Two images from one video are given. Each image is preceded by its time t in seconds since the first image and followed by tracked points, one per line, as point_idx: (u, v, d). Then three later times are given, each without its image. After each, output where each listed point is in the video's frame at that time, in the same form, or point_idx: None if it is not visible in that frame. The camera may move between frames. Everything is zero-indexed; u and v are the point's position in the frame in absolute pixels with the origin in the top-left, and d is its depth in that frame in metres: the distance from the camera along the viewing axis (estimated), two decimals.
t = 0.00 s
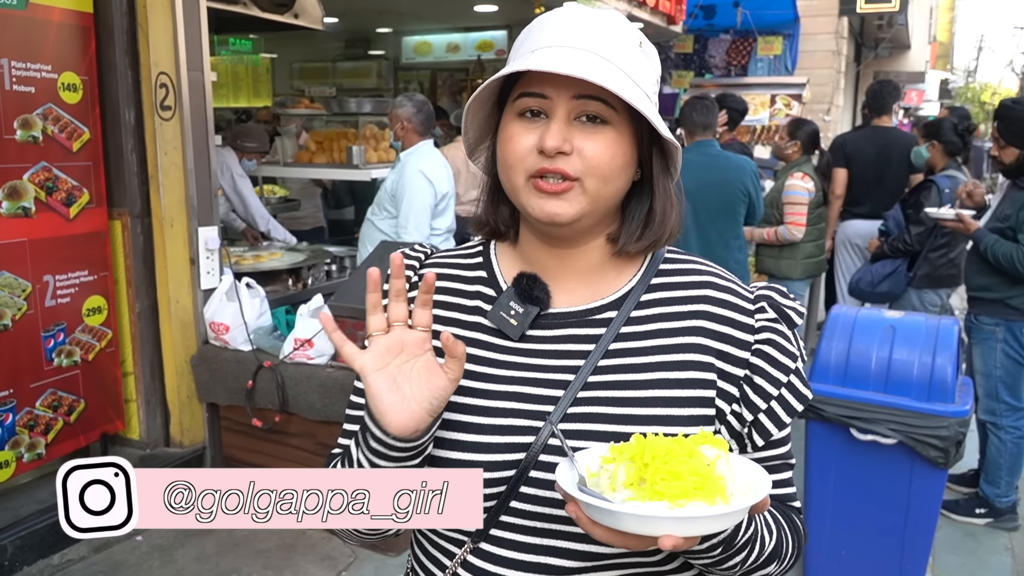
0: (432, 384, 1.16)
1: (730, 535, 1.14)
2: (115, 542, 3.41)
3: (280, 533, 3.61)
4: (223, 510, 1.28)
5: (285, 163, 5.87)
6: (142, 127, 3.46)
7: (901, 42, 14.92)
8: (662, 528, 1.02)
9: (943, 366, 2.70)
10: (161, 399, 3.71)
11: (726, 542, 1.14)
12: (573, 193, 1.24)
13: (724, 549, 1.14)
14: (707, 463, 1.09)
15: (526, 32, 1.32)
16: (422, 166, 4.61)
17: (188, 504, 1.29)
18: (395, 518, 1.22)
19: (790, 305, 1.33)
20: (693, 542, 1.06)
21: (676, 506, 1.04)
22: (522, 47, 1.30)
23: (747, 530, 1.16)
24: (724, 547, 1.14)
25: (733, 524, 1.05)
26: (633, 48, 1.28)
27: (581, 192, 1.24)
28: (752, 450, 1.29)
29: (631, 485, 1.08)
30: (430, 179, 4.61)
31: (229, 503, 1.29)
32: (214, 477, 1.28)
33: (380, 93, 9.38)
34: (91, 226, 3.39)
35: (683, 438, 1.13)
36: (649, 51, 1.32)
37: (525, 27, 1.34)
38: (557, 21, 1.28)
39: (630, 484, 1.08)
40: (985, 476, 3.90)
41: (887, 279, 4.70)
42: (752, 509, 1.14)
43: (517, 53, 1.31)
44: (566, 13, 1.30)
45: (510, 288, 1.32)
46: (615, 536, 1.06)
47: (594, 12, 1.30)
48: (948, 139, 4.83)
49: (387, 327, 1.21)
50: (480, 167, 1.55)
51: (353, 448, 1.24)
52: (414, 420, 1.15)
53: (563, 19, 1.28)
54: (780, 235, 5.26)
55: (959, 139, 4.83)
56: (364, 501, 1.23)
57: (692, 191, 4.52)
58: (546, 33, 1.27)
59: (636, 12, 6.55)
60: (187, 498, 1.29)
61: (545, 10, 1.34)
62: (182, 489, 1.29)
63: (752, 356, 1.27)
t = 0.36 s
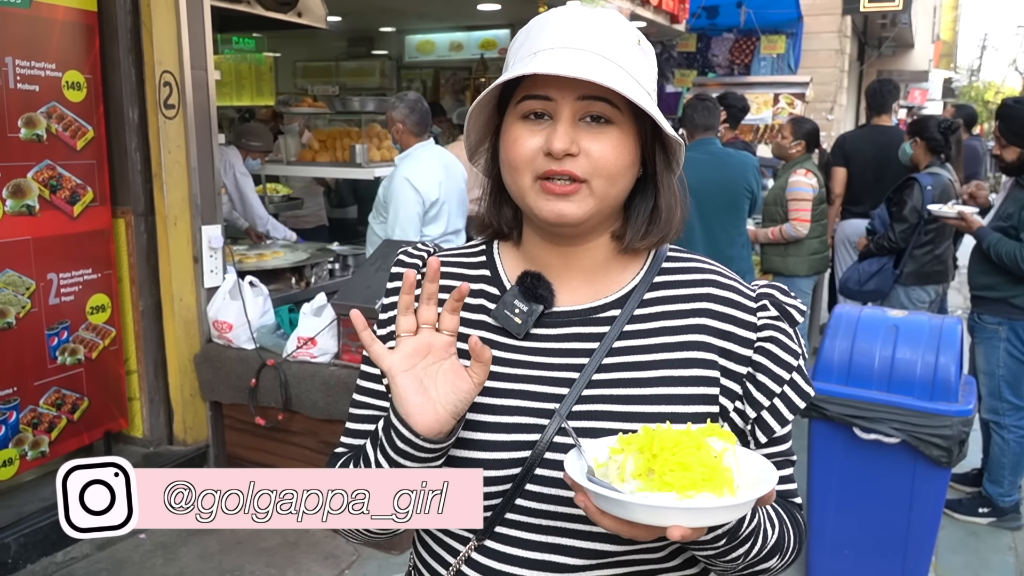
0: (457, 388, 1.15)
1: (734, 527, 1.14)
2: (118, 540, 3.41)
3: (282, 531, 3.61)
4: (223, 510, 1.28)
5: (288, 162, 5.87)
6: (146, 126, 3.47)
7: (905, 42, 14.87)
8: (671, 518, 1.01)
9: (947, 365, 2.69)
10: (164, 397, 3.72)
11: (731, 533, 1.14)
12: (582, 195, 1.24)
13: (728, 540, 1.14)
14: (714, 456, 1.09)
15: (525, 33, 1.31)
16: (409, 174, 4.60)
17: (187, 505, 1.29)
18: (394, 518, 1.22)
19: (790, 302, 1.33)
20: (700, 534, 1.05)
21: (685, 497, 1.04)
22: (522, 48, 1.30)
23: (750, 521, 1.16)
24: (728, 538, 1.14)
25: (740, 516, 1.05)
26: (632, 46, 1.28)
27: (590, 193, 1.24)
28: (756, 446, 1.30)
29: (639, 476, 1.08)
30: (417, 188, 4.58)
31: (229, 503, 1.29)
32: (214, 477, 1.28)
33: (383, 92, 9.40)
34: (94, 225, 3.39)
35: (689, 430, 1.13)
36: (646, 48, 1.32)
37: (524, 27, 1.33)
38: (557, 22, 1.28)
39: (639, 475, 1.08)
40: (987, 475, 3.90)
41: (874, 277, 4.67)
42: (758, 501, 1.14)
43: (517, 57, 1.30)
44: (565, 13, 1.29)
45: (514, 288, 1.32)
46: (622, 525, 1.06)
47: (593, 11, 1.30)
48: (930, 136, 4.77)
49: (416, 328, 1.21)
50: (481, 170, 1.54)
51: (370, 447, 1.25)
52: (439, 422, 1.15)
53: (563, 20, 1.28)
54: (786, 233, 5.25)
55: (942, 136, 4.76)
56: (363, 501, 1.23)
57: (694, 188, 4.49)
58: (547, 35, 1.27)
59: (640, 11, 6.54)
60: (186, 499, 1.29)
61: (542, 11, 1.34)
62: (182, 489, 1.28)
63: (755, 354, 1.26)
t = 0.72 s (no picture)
0: (483, 382, 1.10)
1: (742, 517, 1.14)
2: (120, 540, 3.40)
3: (284, 531, 3.61)
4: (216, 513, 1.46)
5: (289, 161, 5.85)
6: (147, 126, 3.46)
7: (907, 41, 14.84)
8: (683, 508, 1.01)
9: (948, 364, 2.68)
10: (166, 398, 3.72)
11: (738, 523, 1.13)
12: (568, 196, 1.22)
13: (736, 531, 1.14)
14: (723, 447, 1.09)
15: (509, 37, 1.31)
16: (395, 184, 4.61)
17: (186, 505, 1.52)
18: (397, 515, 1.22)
19: (789, 295, 1.32)
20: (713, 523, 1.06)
21: (696, 487, 1.04)
22: (506, 54, 1.30)
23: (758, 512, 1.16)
24: (736, 529, 1.14)
25: (751, 505, 1.05)
26: (613, 42, 1.27)
27: (576, 194, 1.23)
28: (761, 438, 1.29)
29: (649, 469, 1.08)
30: (402, 197, 4.58)
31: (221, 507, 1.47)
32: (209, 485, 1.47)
33: (385, 92, 9.40)
34: (95, 225, 3.39)
35: (698, 421, 1.12)
36: (630, 45, 1.30)
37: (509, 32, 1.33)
38: (538, 26, 1.28)
39: (649, 468, 1.08)
40: (989, 474, 3.88)
41: (866, 273, 4.66)
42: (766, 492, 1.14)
43: (503, 61, 1.30)
44: (546, 15, 1.29)
45: (516, 288, 1.31)
46: (633, 518, 1.05)
47: (574, 12, 1.29)
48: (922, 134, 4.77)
49: (447, 315, 1.14)
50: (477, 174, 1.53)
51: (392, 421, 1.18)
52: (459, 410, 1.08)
53: (544, 23, 1.28)
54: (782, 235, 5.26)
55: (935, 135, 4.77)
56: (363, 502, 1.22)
57: (693, 187, 4.49)
58: (529, 39, 1.27)
59: (642, 10, 6.52)
60: (185, 500, 1.52)
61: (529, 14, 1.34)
62: (181, 491, 1.51)
63: (756, 347, 1.26)
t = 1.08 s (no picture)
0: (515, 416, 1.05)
1: (731, 508, 1.14)
2: (119, 540, 3.40)
3: (284, 530, 3.61)
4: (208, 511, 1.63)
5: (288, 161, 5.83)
6: (146, 125, 3.45)
7: (906, 40, 14.84)
8: (666, 497, 0.99)
9: (948, 363, 2.67)
10: (165, 398, 3.71)
11: (728, 513, 1.13)
12: (588, 219, 1.21)
13: (725, 522, 1.14)
14: (709, 437, 1.08)
15: (523, 35, 1.23)
16: (403, 178, 4.59)
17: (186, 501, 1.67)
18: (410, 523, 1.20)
19: (784, 290, 1.32)
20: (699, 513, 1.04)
21: (681, 477, 1.03)
22: (524, 58, 1.22)
23: (747, 503, 1.16)
24: (725, 519, 1.14)
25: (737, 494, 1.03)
26: (635, 55, 1.22)
27: (596, 216, 1.21)
28: (756, 431, 1.28)
29: (636, 458, 1.07)
30: (409, 192, 4.57)
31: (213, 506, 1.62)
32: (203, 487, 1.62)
33: (385, 91, 9.41)
34: (94, 225, 3.39)
35: (684, 413, 1.12)
36: (649, 56, 1.25)
37: (524, 27, 1.24)
38: (563, 34, 1.20)
39: (635, 457, 1.07)
40: (988, 473, 3.88)
41: (865, 272, 4.66)
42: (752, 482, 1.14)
43: (523, 67, 1.22)
44: (570, 18, 1.21)
45: (513, 284, 1.30)
46: (621, 508, 1.04)
47: (601, 15, 1.21)
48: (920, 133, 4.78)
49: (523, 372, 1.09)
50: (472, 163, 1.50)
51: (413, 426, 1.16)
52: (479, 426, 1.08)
53: (569, 31, 1.20)
54: (780, 236, 5.24)
55: (933, 134, 4.78)
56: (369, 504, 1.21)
57: (695, 188, 4.50)
58: (555, 50, 1.20)
59: (641, 10, 6.52)
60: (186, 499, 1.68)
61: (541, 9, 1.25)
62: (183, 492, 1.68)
63: (751, 340, 1.25)
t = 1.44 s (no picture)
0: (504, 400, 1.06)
1: (721, 508, 1.14)
2: (118, 540, 3.40)
3: (283, 530, 3.62)
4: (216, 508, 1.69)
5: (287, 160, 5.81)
6: (144, 124, 3.45)
7: (904, 39, 14.86)
8: (648, 499, 1.00)
9: (945, 362, 2.68)
10: (164, 397, 3.71)
11: (717, 513, 1.14)
12: (592, 227, 1.21)
13: (715, 522, 1.14)
14: (694, 438, 1.08)
15: (529, 35, 1.22)
16: (407, 173, 4.59)
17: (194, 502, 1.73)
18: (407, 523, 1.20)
19: (782, 290, 1.33)
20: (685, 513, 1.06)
21: (664, 479, 1.04)
22: (531, 62, 1.22)
23: (738, 504, 1.16)
24: (714, 520, 1.14)
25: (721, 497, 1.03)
26: (641, 60, 1.22)
27: (599, 224, 1.22)
28: (753, 430, 1.28)
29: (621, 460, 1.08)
30: (412, 187, 4.57)
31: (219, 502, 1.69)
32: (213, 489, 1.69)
33: (382, 90, 9.39)
34: (92, 224, 3.38)
35: (671, 415, 1.13)
36: (655, 61, 1.26)
37: (530, 28, 1.22)
38: (571, 39, 1.20)
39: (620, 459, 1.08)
40: (985, 472, 3.90)
41: (870, 274, 4.65)
42: (740, 482, 1.14)
43: (530, 72, 1.22)
44: (579, 20, 1.18)
45: (514, 283, 1.30)
46: (607, 508, 1.04)
47: (609, 19, 1.19)
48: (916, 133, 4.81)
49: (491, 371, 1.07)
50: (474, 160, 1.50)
51: (411, 428, 1.17)
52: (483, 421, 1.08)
53: (577, 36, 1.19)
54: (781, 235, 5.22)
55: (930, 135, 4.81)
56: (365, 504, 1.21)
57: (698, 187, 4.50)
58: (563, 56, 1.20)
59: (640, 10, 6.52)
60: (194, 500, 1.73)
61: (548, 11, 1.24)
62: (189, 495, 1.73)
63: (749, 339, 1.26)
